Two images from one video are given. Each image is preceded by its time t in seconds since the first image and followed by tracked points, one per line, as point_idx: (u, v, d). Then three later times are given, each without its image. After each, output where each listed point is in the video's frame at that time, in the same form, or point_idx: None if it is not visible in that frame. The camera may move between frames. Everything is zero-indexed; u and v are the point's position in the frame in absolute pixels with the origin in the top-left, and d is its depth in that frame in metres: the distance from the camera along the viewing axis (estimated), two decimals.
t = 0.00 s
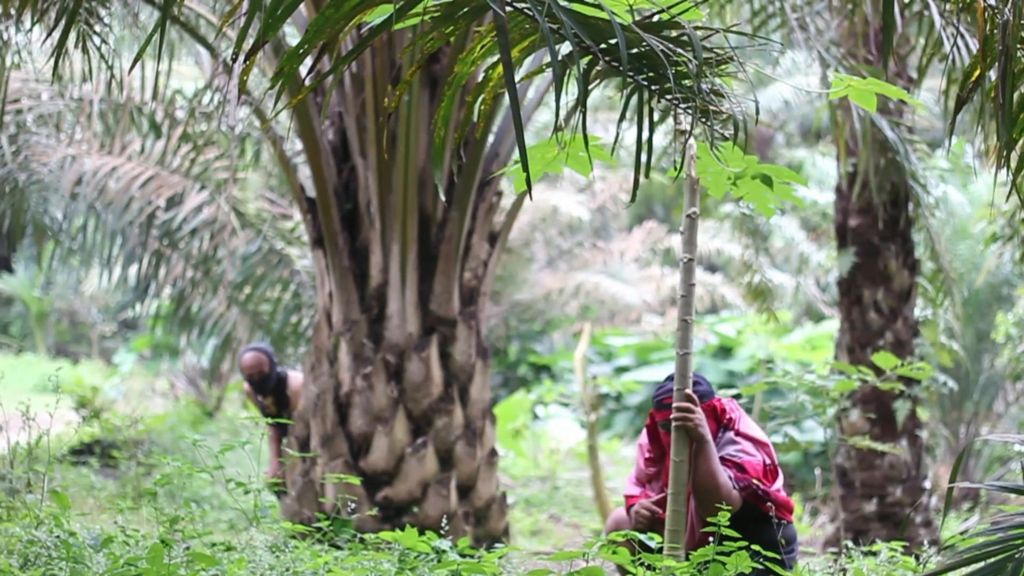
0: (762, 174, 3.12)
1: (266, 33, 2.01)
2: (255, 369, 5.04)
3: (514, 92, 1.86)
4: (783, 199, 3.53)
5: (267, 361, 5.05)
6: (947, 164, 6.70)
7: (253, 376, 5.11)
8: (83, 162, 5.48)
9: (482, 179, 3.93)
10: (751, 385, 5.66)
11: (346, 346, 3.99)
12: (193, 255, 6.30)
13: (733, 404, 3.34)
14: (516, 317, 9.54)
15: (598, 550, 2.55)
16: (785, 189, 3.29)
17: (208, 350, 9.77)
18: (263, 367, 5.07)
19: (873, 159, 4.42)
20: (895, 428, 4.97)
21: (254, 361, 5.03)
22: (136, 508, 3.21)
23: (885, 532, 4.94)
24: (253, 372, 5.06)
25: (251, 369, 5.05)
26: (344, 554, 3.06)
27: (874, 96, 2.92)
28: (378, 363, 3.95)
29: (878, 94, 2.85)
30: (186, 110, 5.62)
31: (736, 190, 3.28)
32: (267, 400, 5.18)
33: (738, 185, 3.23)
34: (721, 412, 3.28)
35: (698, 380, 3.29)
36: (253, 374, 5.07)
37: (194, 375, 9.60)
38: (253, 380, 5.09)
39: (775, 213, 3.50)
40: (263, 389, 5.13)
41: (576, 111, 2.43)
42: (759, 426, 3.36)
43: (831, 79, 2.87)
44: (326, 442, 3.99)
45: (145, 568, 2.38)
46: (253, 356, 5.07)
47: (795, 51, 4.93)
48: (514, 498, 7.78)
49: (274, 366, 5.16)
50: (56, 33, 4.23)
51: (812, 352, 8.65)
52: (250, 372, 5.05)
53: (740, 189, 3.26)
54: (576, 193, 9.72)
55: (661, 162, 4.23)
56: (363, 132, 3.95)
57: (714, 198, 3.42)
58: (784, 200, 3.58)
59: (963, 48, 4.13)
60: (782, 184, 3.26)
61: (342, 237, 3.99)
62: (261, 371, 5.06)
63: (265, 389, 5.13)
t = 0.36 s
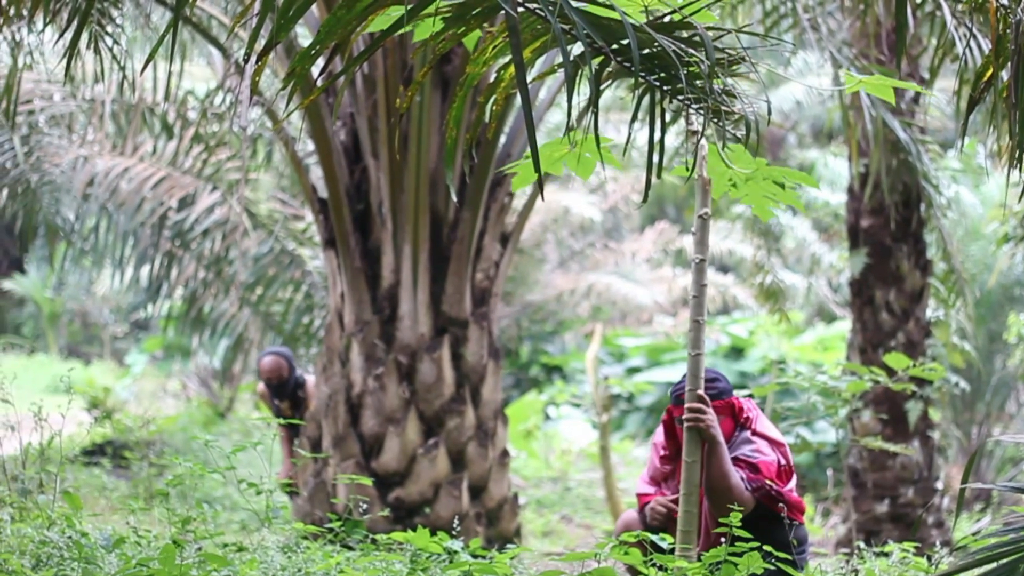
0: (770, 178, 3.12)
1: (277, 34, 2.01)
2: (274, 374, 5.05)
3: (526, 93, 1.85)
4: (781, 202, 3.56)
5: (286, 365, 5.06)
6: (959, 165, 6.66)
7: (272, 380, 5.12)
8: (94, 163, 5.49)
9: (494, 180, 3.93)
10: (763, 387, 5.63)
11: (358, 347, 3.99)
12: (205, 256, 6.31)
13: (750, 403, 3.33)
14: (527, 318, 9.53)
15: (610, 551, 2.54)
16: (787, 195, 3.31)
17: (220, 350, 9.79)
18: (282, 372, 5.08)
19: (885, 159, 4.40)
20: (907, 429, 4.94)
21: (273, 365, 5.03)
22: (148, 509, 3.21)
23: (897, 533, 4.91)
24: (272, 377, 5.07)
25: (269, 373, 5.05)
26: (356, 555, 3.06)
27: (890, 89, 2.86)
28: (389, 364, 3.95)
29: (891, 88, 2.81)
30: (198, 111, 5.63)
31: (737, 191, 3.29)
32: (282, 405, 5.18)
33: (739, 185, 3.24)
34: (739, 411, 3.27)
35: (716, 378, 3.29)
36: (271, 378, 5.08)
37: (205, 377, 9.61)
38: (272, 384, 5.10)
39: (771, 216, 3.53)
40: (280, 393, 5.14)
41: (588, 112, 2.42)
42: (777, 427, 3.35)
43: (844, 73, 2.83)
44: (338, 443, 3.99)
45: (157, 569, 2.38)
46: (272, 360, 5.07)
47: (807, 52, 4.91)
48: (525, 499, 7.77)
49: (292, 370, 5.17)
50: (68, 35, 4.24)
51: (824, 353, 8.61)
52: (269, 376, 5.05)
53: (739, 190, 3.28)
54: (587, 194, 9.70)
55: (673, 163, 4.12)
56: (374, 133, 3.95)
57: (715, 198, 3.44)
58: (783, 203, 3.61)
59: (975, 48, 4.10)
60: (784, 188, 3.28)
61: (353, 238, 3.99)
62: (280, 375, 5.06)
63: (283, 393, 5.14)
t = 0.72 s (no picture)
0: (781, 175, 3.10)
1: (287, 36, 2.01)
2: (289, 377, 5.07)
3: (534, 94, 1.85)
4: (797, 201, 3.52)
5: (301, 369, 5.08)
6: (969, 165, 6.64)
7: (288, 384, 5.14)
8: (104, 165, 5.51)
9: (503, 181, 3.93)
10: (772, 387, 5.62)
11: (367, 348, 3.99)
12: (214, 257, 6.33)
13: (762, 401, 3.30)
14: (537, 319, 9.53)
15: (619, 552, 2.54)
16: (803, 192, 3.27)
17: (229, 351, 9.81)
18: (297, 375, 5.10)
19: (894, 160, 4.38)
20: (917, 429, 4.92)
21: (289, 368, 5.05)
22: (157, 510, 3.22)
23: (906, 534, 4.89)
24: (287, 380, 5.09)
25: (285, 377, 5.08)
26: (364, 556, 3.06)
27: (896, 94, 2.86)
28: (399, 365, 3.95)
29: (896, 93, 2.81)
30: (207, 113, 5.65)
31: (753, 191, 3.25)
32: (297, 409, 5.19)
33: (753, 185, 3.20)
34: (750, 413, 3.25)
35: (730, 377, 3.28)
36: (286, 381, 5.10)
37: (215, 377, 9.64)
38: (287, 388, 5.12)
39: (789, 215, 3.48)
40: (294, 397, 5.16)
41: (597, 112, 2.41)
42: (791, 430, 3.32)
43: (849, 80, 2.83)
44: (347, 444, 3.99)
45: (166, 570, 2.39)
46: (287, 364, 5.09)
47: (816, 52, 4.90)
48: (535, 499, 7.77)
49: (307, 373, 5.19)
50: (78, 37, 4.25)
51: (834, 354, 8.58)
52: (284, 380, 5.08)
53: (756, 189, 3.23)
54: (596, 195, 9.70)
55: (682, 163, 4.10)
56: (384, 134, 3.95)
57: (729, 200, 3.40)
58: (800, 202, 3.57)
59: (986, 48, 4.08)
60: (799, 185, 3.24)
61: (363, 239, 3.99)
62: (295, 379, 5.09)
63: (297, 397, 5.16)
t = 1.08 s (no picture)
0: (790, 176, 3.09)
1: (298, 36, 2.01)
2: (302, 371, 5.09)
3: (545, 95, 1.84)
4: (807, 203, 3.51)
5: (315, 362, 5.10)
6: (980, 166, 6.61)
7: (301, 378, 5.15)
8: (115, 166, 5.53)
9: (514, 182, 3.92)
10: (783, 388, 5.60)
11: (378, 350, 3.99)
12: (225, 258, 6.35)
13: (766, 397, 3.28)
14: (548, 320, 9.53)
15: (630, 553, 2.53)
16: (813, 194, 3.26)
17: (240, 352, 9.84)
18: (311, 369, 5.11)
19: (905, 161, 4.36)
20: (928, 431, 4.89)
21: (302, 361, 5.07)
22: (168, 511, 3.22)
23: (917, 535, 4.86)
24: (301, 373, 5.10)
25: (298, 370, 5.09)
26: (375, 557, 3.06)
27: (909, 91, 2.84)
28: (410, 366, 3.94)
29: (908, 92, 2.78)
30: (218, 114, 5.67)
31: (761, 192, 3.23)
32: (311, 404, 5.19)
33: (762, 187, 3.19)
34: (756, 410, 3.23)
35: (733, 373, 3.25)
36: (300, 375, 5.11)
37: (226, 378, 9.67)
38: (300, 382, 5.12)
39: (799, 218, 3.47)
40: (309, 390, 5.15)
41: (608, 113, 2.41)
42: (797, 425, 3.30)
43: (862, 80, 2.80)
44: (358, 445, 3.99)
45: (177, 571, 2.39)
46: (301, 357, 5.11)
47: (827, 54, 4.89)
48: (546, 500, 7.75)
49: (322, 369, 5.19)
50: (89, 38, 4.27)
51: (844, 355, 8.54)
52: (297, 373, 5.09)
53: (766, 191, 3.22)
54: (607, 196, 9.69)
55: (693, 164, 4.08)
56: (394, 135, 3.95)
57: (739, 202, 3.39)
58: (811, 205, 3.56)
59: (997, 49, 4.05)
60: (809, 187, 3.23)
61: (373, 240, 3.99)
62: (309, 372, 5.10)
63: (311, 391, 5.15)
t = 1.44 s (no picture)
0: (801, 178, 3.08)
1: (309, 37, 2.00)
2: (314, 371, 5.08)
3: (557, 97, 1.83)
4: (816, 204, 3.51)
5: (327, 363, 5.09)
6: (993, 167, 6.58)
7: (313, 378, 5.15)
8: (127, 167, 5.55)
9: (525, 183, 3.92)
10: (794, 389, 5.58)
11: (389, 351, 3.99)
12: (237, 259, 6.36)
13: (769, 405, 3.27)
14: (559, 321, 9.52)
15: (641, 555, 2.53)
16: (823, 195, 3.25)
17: (252, 354, 9.85)
18: (322, 370, 5.10)
19: (916, 162, 4.34)
20: (940, 432, 4.86)
21: (313, 362, 5.06)
22: (180, 512, 3.22)
23: (929, 536, 4.83)
24: (312, 374, 5.09)
25: (310, 370, 5.08)
26: (387, 559, 3.05)
27: (916, 98, 2.82)
28: (421, 367, 3.94)
29: (919, 96, 2.77)
30: (230, 115, 5.68)
31: (771, 193, 3.24)
32: (322, 402, 5.19)
33: (772, 188, 3.18)
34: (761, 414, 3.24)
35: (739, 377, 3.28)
36: (311, 375, 5.10)
37: (238, 380, 9.69)
38: (312, 382, 5.13)
39: (808, 218, 3.46)
40: (318, 393, 5.18)
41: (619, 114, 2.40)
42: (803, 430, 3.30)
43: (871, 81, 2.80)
44: (369, 446, 3.99)
45: (190, 572, 2.39)
46: (312, 358, 5.10)
47: (838, 54, 4.87)
48: (557, 501, 7.74)
49: (333, 368, 5.19)
50: (101, 40, 4.28)
51: (856, 356, 8.50)
52: (309, 374, 5.08)
53: (776, 192, 3.21)
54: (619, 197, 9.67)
55: (704, 165, 4.07)
56: (406, 137, 3.95)
57: (748, 203, 3.39)
58: (819, 205, 3.56)
59: (1010, 50, 4.02)
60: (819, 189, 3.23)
61: (385, 241, 3.99)
62: (321, 373, 5.09)
63: (320, 392, 5.17)
